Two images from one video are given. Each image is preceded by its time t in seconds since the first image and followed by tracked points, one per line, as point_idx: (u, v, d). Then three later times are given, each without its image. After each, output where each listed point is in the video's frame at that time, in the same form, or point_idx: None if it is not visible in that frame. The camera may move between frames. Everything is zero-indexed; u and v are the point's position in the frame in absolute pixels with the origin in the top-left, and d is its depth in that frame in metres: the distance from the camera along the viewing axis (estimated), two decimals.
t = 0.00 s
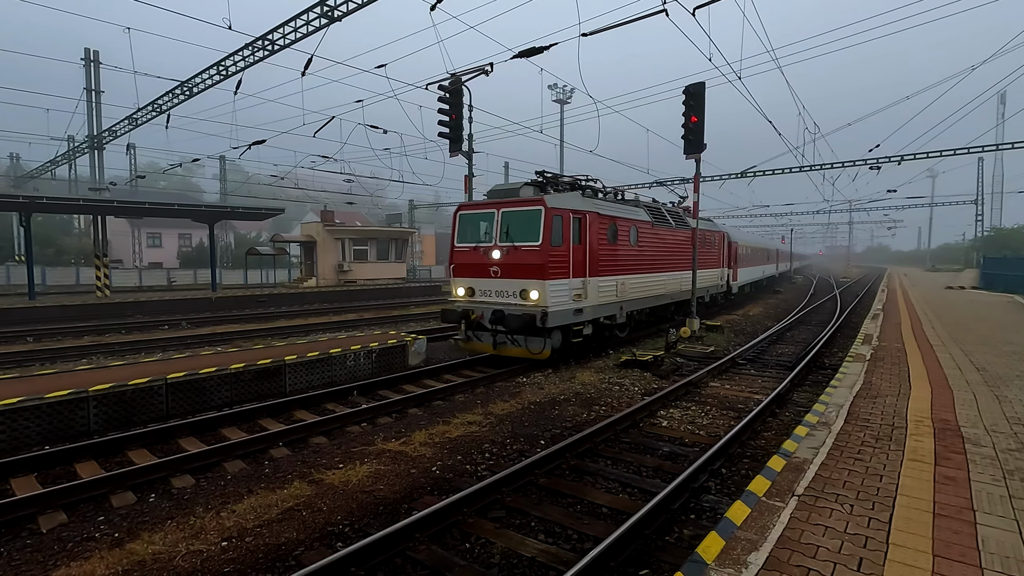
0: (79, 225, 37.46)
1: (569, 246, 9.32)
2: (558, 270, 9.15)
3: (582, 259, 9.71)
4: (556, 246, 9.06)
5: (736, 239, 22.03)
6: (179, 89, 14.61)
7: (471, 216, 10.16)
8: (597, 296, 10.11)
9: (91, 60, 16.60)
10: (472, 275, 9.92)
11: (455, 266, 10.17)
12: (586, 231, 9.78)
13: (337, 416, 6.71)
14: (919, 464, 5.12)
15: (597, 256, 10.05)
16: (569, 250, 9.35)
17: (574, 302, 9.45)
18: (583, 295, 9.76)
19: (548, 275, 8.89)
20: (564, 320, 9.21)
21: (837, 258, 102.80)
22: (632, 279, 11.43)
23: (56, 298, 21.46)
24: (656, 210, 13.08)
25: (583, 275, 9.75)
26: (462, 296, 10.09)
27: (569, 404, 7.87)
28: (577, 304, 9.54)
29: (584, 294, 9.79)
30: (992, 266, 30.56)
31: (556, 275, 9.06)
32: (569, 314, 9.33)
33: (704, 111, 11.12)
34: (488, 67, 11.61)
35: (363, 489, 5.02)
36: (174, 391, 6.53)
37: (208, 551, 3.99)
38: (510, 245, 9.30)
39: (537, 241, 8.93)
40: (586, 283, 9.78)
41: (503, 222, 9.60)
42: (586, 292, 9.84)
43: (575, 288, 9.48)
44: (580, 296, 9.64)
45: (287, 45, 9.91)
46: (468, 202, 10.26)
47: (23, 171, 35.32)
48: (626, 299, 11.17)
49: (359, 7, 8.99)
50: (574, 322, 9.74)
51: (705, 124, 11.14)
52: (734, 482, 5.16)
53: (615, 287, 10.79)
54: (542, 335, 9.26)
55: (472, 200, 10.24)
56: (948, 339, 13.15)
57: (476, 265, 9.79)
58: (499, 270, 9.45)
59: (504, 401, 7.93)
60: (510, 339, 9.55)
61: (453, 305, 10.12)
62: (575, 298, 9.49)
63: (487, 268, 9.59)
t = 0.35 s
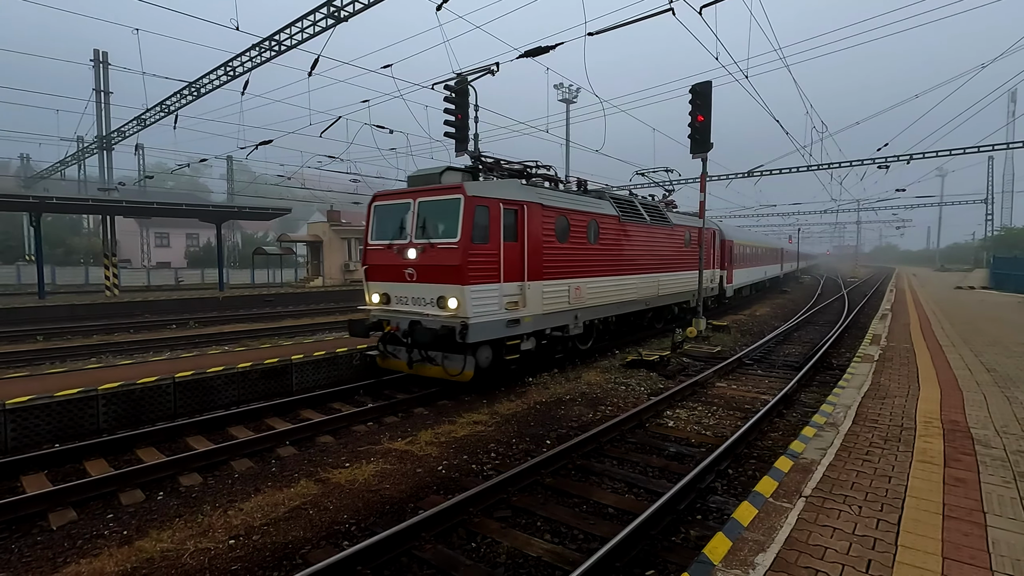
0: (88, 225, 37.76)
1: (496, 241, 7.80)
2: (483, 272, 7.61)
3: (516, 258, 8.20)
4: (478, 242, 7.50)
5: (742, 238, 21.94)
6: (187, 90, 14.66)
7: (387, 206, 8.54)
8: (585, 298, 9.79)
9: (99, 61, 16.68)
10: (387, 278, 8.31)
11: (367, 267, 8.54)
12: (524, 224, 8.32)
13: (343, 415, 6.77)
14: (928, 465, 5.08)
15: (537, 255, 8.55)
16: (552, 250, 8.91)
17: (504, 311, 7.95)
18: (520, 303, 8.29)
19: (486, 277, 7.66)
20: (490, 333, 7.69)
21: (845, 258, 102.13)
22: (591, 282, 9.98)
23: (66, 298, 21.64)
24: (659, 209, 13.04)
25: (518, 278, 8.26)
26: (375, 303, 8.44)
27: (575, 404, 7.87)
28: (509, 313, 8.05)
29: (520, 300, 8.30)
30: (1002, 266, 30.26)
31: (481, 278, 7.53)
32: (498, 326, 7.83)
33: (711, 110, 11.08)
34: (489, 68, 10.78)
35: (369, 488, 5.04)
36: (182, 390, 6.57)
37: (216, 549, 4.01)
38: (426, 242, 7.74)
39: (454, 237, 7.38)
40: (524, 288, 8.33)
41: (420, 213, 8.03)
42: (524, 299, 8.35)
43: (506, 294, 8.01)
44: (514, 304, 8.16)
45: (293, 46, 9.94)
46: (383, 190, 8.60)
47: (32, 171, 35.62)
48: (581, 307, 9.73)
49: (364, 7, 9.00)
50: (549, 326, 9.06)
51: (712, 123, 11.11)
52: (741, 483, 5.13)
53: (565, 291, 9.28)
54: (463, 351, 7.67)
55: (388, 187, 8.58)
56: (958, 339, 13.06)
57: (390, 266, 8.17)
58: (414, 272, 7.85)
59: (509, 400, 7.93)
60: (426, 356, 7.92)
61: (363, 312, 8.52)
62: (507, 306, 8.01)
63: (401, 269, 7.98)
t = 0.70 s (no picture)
0: (97, 223, 38.08)
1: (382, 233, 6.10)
2: (365, 273, 5.94)
3: (413, 256, 6.46)
4: (351, 235, 5.80)
5: (750, 236, 21.79)
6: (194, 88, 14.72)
7: (259, 190, 6.85)
8: (586, 297, 9.67)
9: (108, 60, 16.75)
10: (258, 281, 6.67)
11: (237, 267, 6.91)
12: (426, 213, 6.60)
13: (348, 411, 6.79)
14: (939, 464, 5.03)
15: (443, 253, 6.78)
16: (553, 247, 8.77)
17: (397, 324, 6.29)
18: (424, 312, 6.64)
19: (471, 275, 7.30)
20: (376, 352, 6.04)
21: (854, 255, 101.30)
22: (528, 285, 8.33)
23: (76, 295, 21.85)
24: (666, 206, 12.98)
25: (418, 281, 6.55)
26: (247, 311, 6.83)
27: (581, 401, 7.84)
28: (403, 326, 6.37)
29: (422, 310, 6.64)
30: (1014, 264, 29.87)
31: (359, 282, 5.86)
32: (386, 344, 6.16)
33: (719, 106, 10.99)
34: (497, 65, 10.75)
35: (376, 484, 5.06)
36: (192, 386, 6.62)
37: (225, 544, 4.04)
38: (294, 235, 6.02)
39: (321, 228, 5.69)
40: (430, 294, 6.66)
41: (290, 198, 6.31)
42: (427, 308, 6.68)
43: (400, 303, 6.34)
44: (411, 316, 6.48)
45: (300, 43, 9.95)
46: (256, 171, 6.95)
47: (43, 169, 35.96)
48: (516, 315, 8.15)
49: (371, 5, 9.00)
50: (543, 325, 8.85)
51: (719, 120, 11.04)
52: (748, 481, 5.11)
53: (489, 296, 7.62)
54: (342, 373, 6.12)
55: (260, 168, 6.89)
56: (970, 338, 12.88)
57: (260, 265, 6.53)
58: (282, 274, 6.18)
59: (515, 398, 7.92)
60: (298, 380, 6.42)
61: (229, 323, 6.79)
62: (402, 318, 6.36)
63: (269, 269, 6.34)
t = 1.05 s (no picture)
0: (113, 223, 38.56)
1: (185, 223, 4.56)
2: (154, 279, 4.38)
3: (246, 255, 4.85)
4: (128, 225, 4.29)
5: (762, 235, 21.59)
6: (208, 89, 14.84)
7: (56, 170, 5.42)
8: (594, 295, 9.62)
9: (123, 61, 16.93)
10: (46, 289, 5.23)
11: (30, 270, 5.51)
12: (278, 198, 5.05)
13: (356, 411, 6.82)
14: (957, 467, 4.95)
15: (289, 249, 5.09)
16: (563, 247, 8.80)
17: (214, 346, 4.68)
18: (263, 331, 5.01)
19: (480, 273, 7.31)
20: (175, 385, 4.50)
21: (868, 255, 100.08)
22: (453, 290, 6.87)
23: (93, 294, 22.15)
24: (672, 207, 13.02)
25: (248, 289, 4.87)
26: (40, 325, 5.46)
27: (592, 401, 7.82)
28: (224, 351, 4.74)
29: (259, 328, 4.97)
30: None
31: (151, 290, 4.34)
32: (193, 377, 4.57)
33: (730, 105, 10.90)
34: (508, 64, 10.70)
35: (387, 483, 5.08)
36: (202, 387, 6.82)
37: (238, 541, 4.08)
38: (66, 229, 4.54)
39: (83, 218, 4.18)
40: (267, 305, 4.99)
41: (73, 178, 4.83)
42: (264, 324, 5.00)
43: (218, 318, 4.70)
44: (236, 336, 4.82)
45: (312, 44, 10.01)
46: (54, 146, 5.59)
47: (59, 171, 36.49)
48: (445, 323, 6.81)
49: (382, 5, 9.03)
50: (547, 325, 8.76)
51: (731, 118, 10.95)
52: (761, 483, 5.05)
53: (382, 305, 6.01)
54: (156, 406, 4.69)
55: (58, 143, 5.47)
56: (987, 339, 12.67)
57: (46, 269, 5.09)
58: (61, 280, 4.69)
59: (525, 397, 7.92)
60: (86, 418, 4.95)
61: (12, 341, 5.44)
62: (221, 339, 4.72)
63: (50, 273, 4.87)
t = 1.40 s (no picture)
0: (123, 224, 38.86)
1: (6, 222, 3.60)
2: None
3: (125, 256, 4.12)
4: None
5: (770, 235, 21.48)
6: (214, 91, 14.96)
7: None
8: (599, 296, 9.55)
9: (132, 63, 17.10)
10: None
11: None
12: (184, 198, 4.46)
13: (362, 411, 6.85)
14: (968, 469, 4.90)
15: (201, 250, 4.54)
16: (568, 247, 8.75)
17: None
18: None
19: (482, 274, 7.23)
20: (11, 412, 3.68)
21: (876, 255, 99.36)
22: (428, 293, 6.48)
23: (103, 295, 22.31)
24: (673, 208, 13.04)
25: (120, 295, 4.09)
26: None
27: (598, 402, 7.80)
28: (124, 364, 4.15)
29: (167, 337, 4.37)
30: None
31: None
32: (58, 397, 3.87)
33: (737, 104, 10.85)
34: (514, 64, 10.73)
35: (393, 483, 5.09)
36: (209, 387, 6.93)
37: (245, 540, 4.10)
38: None
39: None
40: (177, 312, 4.41)
41: None
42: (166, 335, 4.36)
43: None
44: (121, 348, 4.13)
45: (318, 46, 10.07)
46: None
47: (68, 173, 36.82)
48: (419, 327, 6.40)
49: (388, 6, 9.06)
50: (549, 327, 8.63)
51: (738, 118, 10.90)
52: (768, 484, 5.02)
53: (334, 310, 5.52)
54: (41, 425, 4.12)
55: None
56: (997, 339, 12.56)
57: None
58: None
59: (532, 398, 7.92)
60: None
61: None
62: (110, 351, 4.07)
63: None
